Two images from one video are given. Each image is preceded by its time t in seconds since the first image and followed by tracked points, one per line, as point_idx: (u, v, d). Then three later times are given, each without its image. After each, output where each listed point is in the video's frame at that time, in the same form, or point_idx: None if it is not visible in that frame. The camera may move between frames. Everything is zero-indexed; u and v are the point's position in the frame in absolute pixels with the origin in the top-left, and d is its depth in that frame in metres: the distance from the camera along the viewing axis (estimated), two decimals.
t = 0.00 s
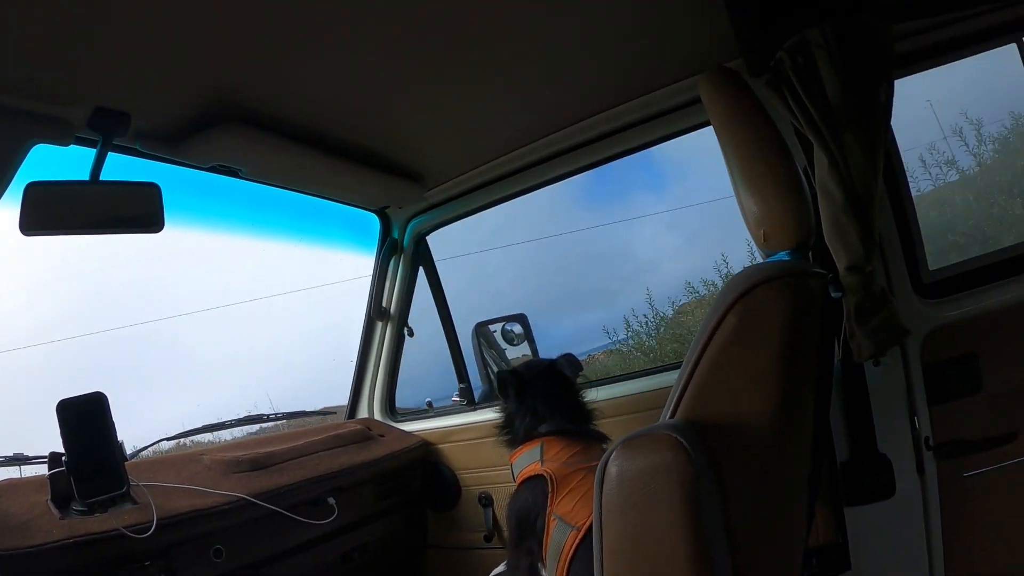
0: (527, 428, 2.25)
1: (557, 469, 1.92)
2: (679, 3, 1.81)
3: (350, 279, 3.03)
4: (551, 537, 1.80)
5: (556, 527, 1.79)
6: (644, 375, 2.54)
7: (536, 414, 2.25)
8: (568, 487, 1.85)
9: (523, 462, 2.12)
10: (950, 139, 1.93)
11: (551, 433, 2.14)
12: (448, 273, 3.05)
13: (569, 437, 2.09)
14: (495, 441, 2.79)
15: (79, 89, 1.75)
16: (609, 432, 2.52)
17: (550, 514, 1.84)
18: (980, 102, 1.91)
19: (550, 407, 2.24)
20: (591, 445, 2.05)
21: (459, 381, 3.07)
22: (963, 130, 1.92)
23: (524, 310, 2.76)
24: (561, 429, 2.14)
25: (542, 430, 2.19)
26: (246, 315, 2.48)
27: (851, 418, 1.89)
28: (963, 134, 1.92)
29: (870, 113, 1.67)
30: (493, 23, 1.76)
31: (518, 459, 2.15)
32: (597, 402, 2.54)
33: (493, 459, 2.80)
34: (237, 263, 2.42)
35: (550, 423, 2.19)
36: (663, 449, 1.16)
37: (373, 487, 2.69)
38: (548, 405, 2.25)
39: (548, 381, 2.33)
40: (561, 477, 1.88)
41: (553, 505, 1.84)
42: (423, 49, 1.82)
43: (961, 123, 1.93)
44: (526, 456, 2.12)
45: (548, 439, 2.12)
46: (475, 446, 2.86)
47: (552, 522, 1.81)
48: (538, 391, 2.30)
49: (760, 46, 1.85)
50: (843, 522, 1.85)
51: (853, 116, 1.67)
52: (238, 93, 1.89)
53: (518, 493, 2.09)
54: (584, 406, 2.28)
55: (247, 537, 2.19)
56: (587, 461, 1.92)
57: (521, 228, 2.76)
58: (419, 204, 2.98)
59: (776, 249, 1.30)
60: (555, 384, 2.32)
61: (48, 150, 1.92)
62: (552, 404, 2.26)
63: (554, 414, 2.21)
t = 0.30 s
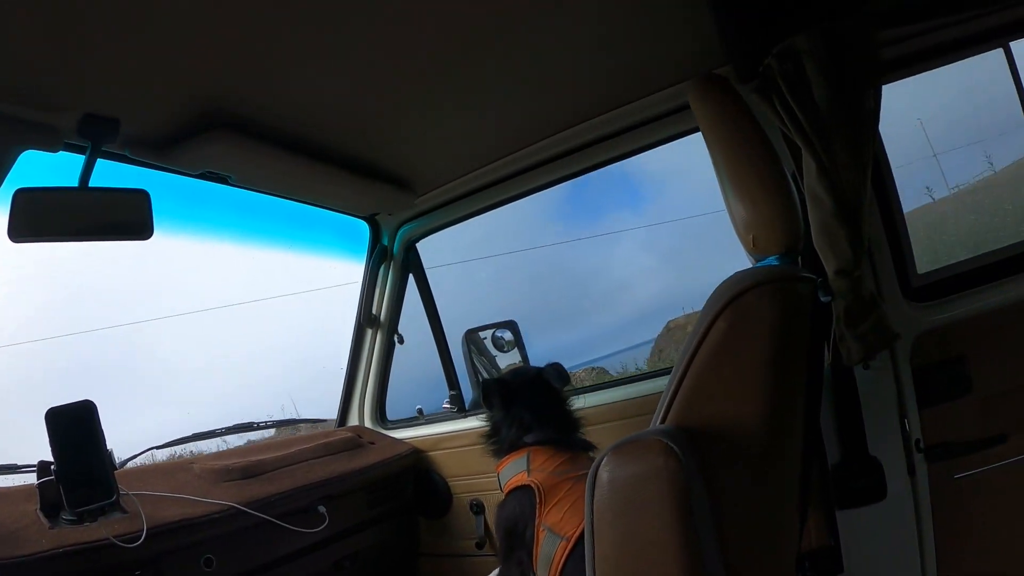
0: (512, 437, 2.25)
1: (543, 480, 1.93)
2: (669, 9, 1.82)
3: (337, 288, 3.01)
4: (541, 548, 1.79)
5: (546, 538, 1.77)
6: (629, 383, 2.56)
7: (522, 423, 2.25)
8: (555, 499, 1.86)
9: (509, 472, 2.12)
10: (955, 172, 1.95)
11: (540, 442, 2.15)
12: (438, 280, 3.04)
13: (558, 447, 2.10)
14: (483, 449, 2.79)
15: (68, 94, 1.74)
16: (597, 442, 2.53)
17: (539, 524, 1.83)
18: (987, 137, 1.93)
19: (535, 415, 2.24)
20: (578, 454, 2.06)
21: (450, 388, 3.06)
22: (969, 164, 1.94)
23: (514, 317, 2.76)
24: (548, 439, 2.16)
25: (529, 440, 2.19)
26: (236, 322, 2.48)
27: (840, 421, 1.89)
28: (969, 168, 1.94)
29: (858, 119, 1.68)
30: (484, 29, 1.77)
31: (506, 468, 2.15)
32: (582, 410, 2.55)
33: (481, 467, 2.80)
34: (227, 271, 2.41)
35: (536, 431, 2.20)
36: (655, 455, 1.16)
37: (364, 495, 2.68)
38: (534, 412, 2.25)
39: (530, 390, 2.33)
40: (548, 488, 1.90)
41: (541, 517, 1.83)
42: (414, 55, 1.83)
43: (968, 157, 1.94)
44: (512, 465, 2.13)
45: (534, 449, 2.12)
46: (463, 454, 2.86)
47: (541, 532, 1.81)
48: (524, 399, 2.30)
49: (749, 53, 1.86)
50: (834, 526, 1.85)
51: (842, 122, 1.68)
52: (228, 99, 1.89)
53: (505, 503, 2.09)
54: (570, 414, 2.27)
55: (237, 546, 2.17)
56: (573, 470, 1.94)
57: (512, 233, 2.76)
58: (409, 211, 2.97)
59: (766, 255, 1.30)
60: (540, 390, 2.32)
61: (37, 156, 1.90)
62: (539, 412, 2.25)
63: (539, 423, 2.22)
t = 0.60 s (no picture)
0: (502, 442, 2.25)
1: (536, 485, 1.92)
2: (659, 14, 1.82)
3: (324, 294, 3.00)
4: (532, 555, 1.80)
5: (537, 544, 1.79)
6: (619, 388, 2.55)
7: (512, 425, 2.24)
8: (546, 505, 1.86)
9: (499, 477, 2.11)
10: (953, 185, 1.96)
11: (530, 446, 2.16)
12: (426, 285, 3.03)
13: (549, 452, 2.10)
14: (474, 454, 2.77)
15: (55, 97, 1.72)
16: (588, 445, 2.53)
17: (530, 531, 1.84)
18: (983, 149, 1.95)
19: (526, 417, 2.23)
20: (568, 458, 2.06)
21: (440, 394, 3.05)
22: (966, 177, 1.96)
23: (503, 322, 2.76)
24: (538, 443, 2.16)
25: (518, 445, 2.19)
26: (225, 328, 2.47)
27: (828, 424, 1.90)
28: (966, 181, 1.96)
29: (844, 125, 1.69)
30: (475, 33, 1.77)
31: (495, 473, 2.14)
32: (578, 411, 2.53)
33: (470, 473, 2.80)
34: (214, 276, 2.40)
35: (525, 436, 2.20)
36: (645, 460, 1.16)
37: (353, 501, 2.67)
38: (526, 415, 2.24)
39: (525, 388, 2.31)
40: (541, 492, 1.89)
41: (532, 524, 1.84)
42: (405, 59, 1.82)
43: (965, 170, 1.95)
44: (503, 470, 2.12)
45: (524, 455, 2.12)
46: (451, 460, 2.86)
47: (532, 539, 1.82)
48: (514, 401, 2.28)
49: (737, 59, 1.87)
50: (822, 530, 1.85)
51: (828, 128, 1.70)
52: (218, 103, 1.88)
53: (495, 507, 2.09)
54: (563, 417, 2.27)
55: (226, 553, 2.16)
56: (567, 475, 1.92)
57: (502, 238, 2.75)
58: (396, 216, 2.96)
59: (753, 259, 1.31)
60: (530, 391, 2.30)
61: (25, 161, 1.91)
62: (528, 414, 2.24)
63: (529, 425, 2.21)
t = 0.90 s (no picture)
0: (492, 452, 2.24)
1: (527, 498, 1.92)
2: (649, 23, 1.83)
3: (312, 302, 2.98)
4: (525, 565, 1.82)
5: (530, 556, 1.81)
6: (609, 397, 2.56)
7: (503, 435, 2.23)
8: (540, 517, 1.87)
9: (489, 487, 2.10)
10: (944, 198, 1.98)
11: (518, 459, 2.15)
12: (415, 295, 3.03)
13: (538, 462, 2.10)
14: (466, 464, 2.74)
15: (45, 103, 1.72)
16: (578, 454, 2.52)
17: (523, 542, 1.85)
18: (972, 162, 1.97)
19: (517, 426, 2.23)
20: (557, 469, 2.06)
21: (428, 404, 3.04)
22: (955, 191, 1.98)
23: (492, 332, 2.76)
24: (528, 453, 2.17)
25: (508, 456, 2.18)
26: (213, 337, 2.46)
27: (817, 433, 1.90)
28: (956, 195, 1.98)
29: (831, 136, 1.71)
30: (467, 42, 1.77)
31: (485, 484, 2.13)
32: (569, 421, 2.53)
33: (460, 483, 2.79)
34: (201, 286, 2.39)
35: (517, 446, 2.20)
36: (634, 469, 1.16)
37: (341, 512, 2.65)
38: (517, 425, 2.23)
39: (512, 399, 2.30)
40: (532, 504, 1.89)
41: (525, 535, 1.86)
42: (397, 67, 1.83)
43: (953, 183, 1.97)
44: (492, 481, 2.10)
45: (515, 466, 2.10)
46: (440, 471, 2.84)
47: (525, 551, 1.83)
48: (506, 409, 2.27)
49: (727, 70, 1.88)
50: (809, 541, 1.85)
51: (815, 138, 1.71)
52: (208, 111, 1.87)
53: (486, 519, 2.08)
54: (554, 429, 2.27)
55: (213, 563, 2.14)
56: (558, 487, 1.93)
57: (492, 247, 2.75)
58: (385, 226, 2.96)
59: (741, 269, 1.32)
60: (523, 400, 2.30)
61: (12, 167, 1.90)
62: (518, 423, 2.24)
63: (519, 436, 2.21)
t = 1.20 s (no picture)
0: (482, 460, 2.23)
1: (517, 507, 1.92)
2: (643, 33, 1.85)
3: (303, 309, 2.98)
4: None
5: (520, 566, 1.77)
6: (600, 406, 2.56)
7: (493, 445, 2.23)
8: (529, 528, 1.85)
9: (479, 497, 2.10)
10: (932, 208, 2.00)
11: (507, 468, 2.14)
12: (407, 301, 3.02)
13: (528, 471, 2.09)
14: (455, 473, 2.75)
15: (38, 106, 1.71)
16: (568, 464, 2.52)
17: (512, 553, 1.83)
18: (960, 174, 1.98)
19: (507, 435, 2.22)
20: (547, 479, 2.06)
21: (419, 412, 3.04)
22: (943, 202, 1.99)
23: (483, 340, 2.76)
24: (516, 462, 2.15)
25: (497, 465, 2.17)
26: (203, 343, 2.44)
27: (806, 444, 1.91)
28: (944, 206, 1.99)
29: (821, 147, 1.72)
30: (461, 49, 1.78)
31: (475, 494, 2.13)
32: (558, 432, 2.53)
33: (450, 492, 2.78)
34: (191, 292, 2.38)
35: (505, 457, 2.18)
36: (624, 478, 1.16)
37: (330, 519, 2.64)
38: (507, 433, 2.23)
39: (501, 408, 2.30)
40: (522, 514, 1.89)
41: (514, 546, 1.83)
42: (390, 74, 1.83)
43: (943, 193, 1.99)
44: (482, 492, 2.11)
45: (503, 476, 2.10)
46: (430, 479, 2.84)
47: (514, 562, 1.81)
48: (497, 418, 2.27)
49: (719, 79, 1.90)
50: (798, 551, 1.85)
51: (806, 148, 1.72)
52: (201, 115, 1.87)
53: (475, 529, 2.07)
54: (542, 438, 2.27)
55: (201, 570, 2.13)
56: (547, 496, 1.94)
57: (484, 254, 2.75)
58: (377, 233, 2.96)
59: (732, 278, 1.32)
60: (513, 408, 2.30)
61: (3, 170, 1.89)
62: (508, 432, 2.23)
63: (509, 445, 2.20)
